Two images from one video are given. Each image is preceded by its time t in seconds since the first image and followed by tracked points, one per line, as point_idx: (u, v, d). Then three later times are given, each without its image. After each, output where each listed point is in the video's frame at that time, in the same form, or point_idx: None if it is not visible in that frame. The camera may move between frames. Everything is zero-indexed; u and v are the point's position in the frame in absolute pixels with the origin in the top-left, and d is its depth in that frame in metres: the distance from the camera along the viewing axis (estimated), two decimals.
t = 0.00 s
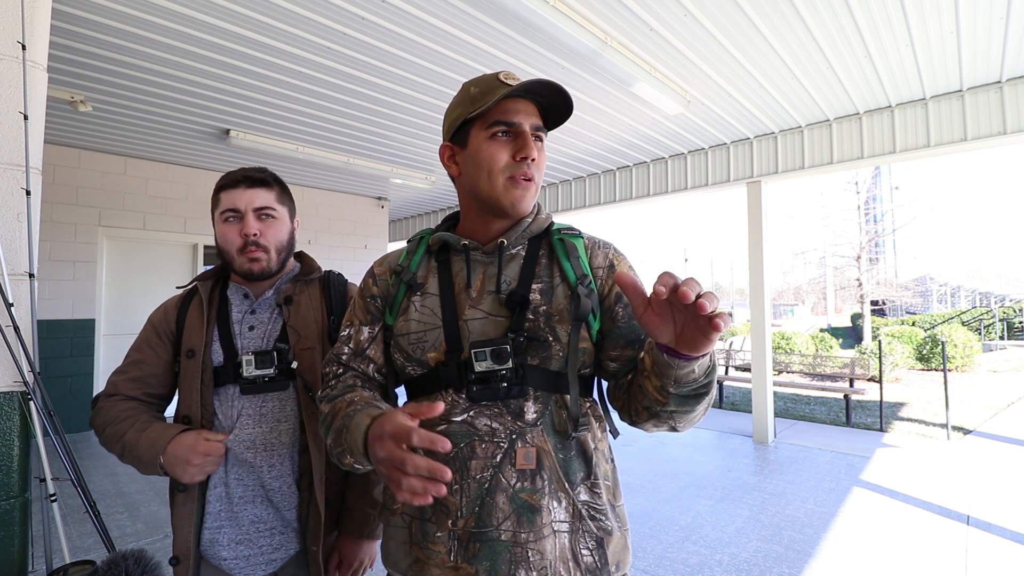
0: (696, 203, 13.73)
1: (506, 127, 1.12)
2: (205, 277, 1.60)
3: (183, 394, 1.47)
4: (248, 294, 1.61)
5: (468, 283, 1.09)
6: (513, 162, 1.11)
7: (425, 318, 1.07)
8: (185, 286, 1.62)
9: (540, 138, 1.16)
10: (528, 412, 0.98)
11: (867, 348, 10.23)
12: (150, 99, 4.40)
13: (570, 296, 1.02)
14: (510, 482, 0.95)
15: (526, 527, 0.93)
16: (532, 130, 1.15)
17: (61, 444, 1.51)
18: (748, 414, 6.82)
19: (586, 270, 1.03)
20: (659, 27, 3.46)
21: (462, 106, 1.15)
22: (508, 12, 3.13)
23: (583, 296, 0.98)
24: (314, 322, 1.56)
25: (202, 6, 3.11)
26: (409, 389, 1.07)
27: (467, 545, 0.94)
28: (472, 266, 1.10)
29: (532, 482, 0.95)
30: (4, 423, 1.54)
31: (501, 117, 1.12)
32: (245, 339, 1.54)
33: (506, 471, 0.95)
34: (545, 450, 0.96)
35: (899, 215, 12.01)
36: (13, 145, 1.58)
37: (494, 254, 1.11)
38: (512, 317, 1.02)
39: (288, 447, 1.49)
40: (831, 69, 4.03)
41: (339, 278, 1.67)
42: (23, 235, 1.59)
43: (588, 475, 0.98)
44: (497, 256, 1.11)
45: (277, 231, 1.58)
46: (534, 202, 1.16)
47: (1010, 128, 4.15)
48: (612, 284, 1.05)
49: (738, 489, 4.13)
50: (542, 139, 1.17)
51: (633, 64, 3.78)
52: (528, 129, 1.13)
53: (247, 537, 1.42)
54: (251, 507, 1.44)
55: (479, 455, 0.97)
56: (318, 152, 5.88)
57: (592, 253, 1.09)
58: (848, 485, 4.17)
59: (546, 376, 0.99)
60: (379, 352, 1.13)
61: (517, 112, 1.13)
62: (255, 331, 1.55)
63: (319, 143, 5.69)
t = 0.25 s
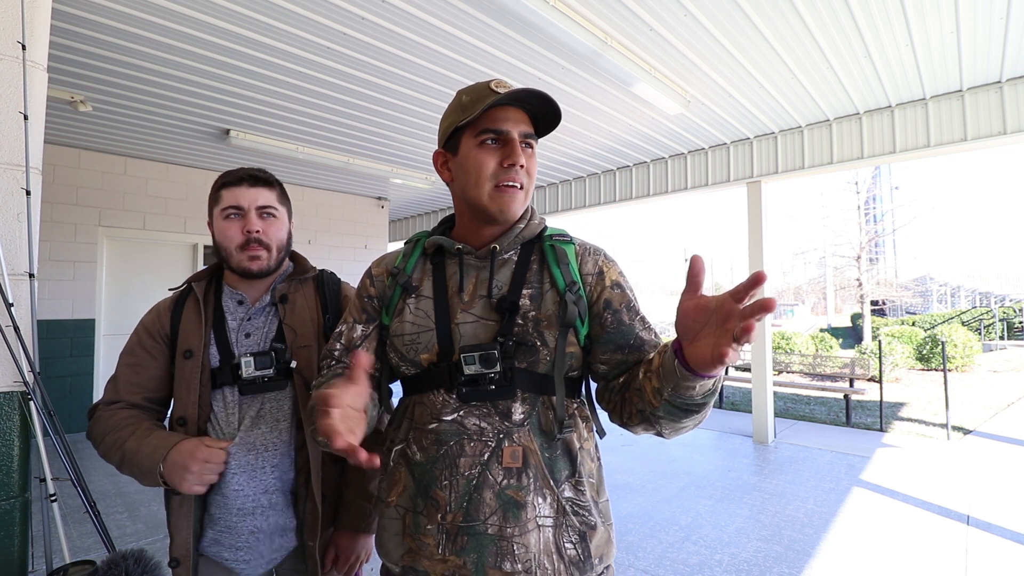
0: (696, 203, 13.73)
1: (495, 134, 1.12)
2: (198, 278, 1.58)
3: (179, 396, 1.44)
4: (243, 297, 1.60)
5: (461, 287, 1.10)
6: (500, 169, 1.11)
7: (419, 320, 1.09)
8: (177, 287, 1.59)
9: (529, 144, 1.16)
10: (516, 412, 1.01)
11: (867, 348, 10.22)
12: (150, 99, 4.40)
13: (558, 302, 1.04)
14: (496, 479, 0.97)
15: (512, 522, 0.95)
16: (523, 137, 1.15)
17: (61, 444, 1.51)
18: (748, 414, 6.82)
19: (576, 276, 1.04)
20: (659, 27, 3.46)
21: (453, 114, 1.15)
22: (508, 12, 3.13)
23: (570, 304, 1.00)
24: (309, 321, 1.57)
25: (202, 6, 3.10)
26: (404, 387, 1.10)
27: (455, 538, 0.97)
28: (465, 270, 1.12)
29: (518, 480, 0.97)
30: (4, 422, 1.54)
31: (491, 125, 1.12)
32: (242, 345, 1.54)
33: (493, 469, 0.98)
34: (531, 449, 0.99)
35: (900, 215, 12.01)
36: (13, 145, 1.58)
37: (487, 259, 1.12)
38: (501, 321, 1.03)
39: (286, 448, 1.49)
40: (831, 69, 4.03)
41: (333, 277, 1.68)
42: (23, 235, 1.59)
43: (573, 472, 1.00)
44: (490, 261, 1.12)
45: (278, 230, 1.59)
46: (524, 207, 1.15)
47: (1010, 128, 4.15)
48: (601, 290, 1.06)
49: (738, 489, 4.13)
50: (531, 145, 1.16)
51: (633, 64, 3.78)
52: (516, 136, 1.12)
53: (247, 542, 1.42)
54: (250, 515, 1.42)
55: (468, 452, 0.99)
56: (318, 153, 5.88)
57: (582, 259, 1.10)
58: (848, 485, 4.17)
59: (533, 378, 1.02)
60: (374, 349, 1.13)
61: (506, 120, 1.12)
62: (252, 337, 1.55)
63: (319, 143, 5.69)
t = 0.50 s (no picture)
0: (696, 203, 13.73)
1: (487, 141, 1.12)
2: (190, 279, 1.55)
3: (177, 402, 1.42)
4: (239, 299, 1.59)
5: (458, 288, 1.10)
6: (491, 174, 1.11)
7: (417, 321, 1.09)
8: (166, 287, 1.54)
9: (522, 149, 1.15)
10: (510, 411, 1.01)
11: (867, 348, 10.22)
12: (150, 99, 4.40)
13: (553, 304, 1.05)
14: (492, 476, 0.98)
15: (506, 517, 0.96)
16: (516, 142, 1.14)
17: (61, 444, 1.51)
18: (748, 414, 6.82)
19: (569, 278, 1.05)
20: (659, 27, 3.46)
21: (447, 121, 1.16)
22: (508, 12, 3.13)
23: (564, 306, 1.01)
24: (307, 321, 1.58)
25: (202, 6, 3.11)
26: (402, 386, 1.11)
27: (451, 533, 0.98)
28: (461, 272, 1.11)
29: (512, 476, 0.98)
30: (4, 422, 1.54)
31: (483, 131, 1.12)
32: (241, 347, 1.52)
33: (489, 466, 0.99)
34: (525, 447, 0.99)
35: (900, 215, 12.01)
36: (13, 145, 1.58)
37: (483, 261, 1.12)
38: (496, 323, 1.04)
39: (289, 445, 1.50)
40: (831, 69, 4.03)
41: (324, 279, 1.70)
42: (23, 235, 1.59)
43: (566, 469, 1.02)
44: (486, 262, 1.12)
45: (275, 232, 1.59)
46: (517, 212, 1.15)
47: (1010, 128, 4.15)
48: (594, 292, 1.07)
49: (738, 489, 4.13)
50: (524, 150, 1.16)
51: (633, 64, 3.78)
52: (507, 141, 1.12)
53: (254, 540, 1.42)
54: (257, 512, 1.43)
55: (463, 450, 1.00)
56: (318, 153, 5.88)
57: (576, 261, 1.10)
58: (848, 485, 4.17)
59: (528, 378, 1.02)
60: (371, 349, 1.13)
61: (498, 126, 1.12)
62: (250, 339, 1.54)
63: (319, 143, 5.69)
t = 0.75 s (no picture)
0: (696, 203, 13.73)
1: (474, 141, 1.13)
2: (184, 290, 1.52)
3: (185, 415, 1.42)
4: (236, 305, 1.60)
5: (454, 289, 1.10)
6: (471, 172, 1.11)
7: (414, 321, 1.09)
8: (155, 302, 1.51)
9: (512, 153, 1.13)
10: (506, 409, 1.02)
11: (867, 348, 10.21)
12: (150, 99, 4.40)
13: (548, 304, 1.05)
14: (489, 473, 0.99)
15: (503, 513, 0.97)
16: (503, 144, 1.13)
17: (61, 444, 1.51)
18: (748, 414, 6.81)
19: (564, 279, 1.05)
20: (659, 27, 3.46)
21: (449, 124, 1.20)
22: (508, 12, 3.13)
23: (559, 306, 1.02)
24: (307, 317, 1.61)
25: (202, 6, 3.11)
26: (400, 386, 1.10)
27: (449, 530, 0.99)
28: (458, 273, 1.12)
29: (509, 474, 0.99)
30: (4, 423, 1.54)
31: (472, 130, 1.13)
32: (247, 353, 1.55)
33: (485, 463, 1.00)
34: (521, 445, 1.00)
35: (900, 215, 12.01)
36: (13, 144, 1.58)
37: (479, 262, 1.12)
38: (493, 323, 1.04)
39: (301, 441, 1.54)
40: (832, 69, 4.03)
41: (315, 275, 1.74)
42: (23, 235, 1.59)
43: (561, 467, 1.02)
44: (482, 264, 1.12)
45: (262, 237, 1.60)
46: (497, 214, 1.12)
47: (1010, 128, 4.15)
48: (588, 293, 1.07)
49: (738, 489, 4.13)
50: (515, 154, 1.14)
51: (633, 64, 3.78)
52: (493, 143, 1.12)
53: (269, 530, 1.50)
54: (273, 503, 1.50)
55: (461, 448, 1.01)
56: (318, 153, 5.88)
57: (570, 262, 1.10)
58: (848, 485, 4.17)
59: (524, 378, 1.02)
60: (369, 349, 1.14)
61: (486, 127, 1.13)
62: (254, 343, 1.56)
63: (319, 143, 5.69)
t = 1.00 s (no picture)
0: (696, 203, 13.73)
1: (472, 143, 1.13)
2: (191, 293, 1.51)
3: (201, 414, 1.42)
4: (244, 307, 1.60)
5: (455, 289, 1.10)
6: (471, 175, 1.11)
7: (415, 321, 1.09)
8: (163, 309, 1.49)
9: (510, 153, 1.14)
10: (506, 409, 1.02)
11: (867, 348, 10.21)
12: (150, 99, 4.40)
13: (549, 305, 1.05)
14: (487, 473, 0.99)
15: (501, 513, 0.98)
16: (501, 146, 1.13)
17: (61, 444, 1.51)
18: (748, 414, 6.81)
19: (565, 280, 1.05)
20: (659, 27, 3.46)
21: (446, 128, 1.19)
22: (508, 12, 3.13)
23: (560, 307, 1.01)
24: (313, 311, 1.63)
25: (202, 6, 3.11)
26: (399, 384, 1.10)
27: (447, 529, 0.99)
28: (459, 272, 1.12)
29: (507, 473, 0.99)
30: (4, 422, 1.54)
31: (470, 133, 1.13)
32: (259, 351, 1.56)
33: (484, 463, 1.00)
34: (520, 445, 1.00)
35: (900, 215, 12.01)
36: (13, 144, 1.58)
37: (480, 262, 1.12)
38: (493, 323, 1.04)
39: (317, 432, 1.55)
40: (831, 69, 4.03)
41: (315, 270, 1.76)
42: (22, 235, 1.59)
43: (560, 467, 1.03)
44: (483, 264, 1.12)
45: (259, 242, 1.60)
46: (498, 218, 1.13)
47: (1010, 128, 4.15)
48: (589, 295, 1.07)
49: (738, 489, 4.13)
50: (513, 155, 1.14)
51: (633, 64, 3.78)
52: (491, 144, 1.12)
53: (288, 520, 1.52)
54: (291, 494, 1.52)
55: (460, 447, 1.01)
56: (318, 153, 5.88)
57: (571, 263, 1.10)
58: (848, 485, 4.17)
59: (523, 378, 1.02)
60: (368, 346, 1.13)
61: (483, 129, 1.13)
62: (265, 342, 1.58)
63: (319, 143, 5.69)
